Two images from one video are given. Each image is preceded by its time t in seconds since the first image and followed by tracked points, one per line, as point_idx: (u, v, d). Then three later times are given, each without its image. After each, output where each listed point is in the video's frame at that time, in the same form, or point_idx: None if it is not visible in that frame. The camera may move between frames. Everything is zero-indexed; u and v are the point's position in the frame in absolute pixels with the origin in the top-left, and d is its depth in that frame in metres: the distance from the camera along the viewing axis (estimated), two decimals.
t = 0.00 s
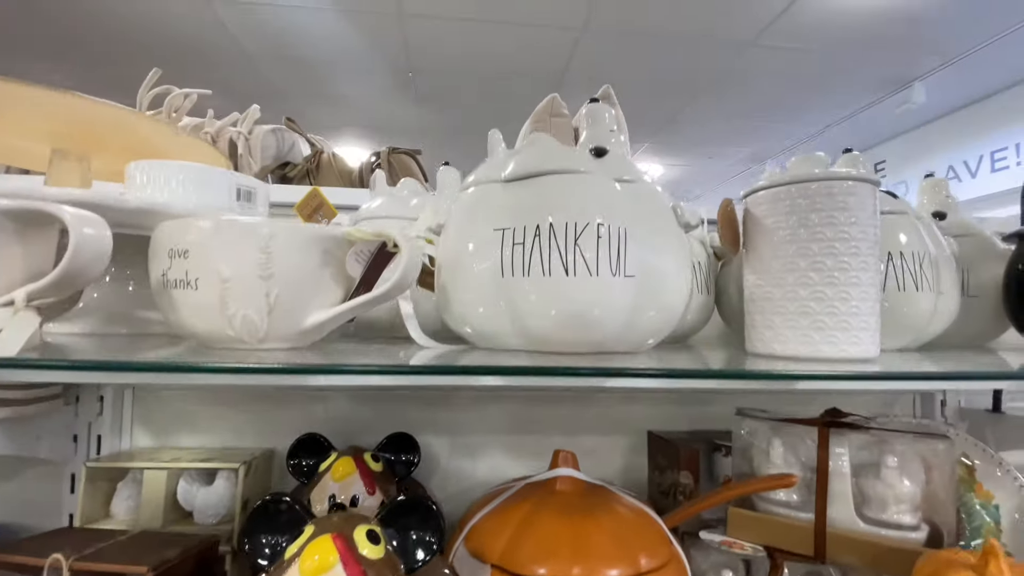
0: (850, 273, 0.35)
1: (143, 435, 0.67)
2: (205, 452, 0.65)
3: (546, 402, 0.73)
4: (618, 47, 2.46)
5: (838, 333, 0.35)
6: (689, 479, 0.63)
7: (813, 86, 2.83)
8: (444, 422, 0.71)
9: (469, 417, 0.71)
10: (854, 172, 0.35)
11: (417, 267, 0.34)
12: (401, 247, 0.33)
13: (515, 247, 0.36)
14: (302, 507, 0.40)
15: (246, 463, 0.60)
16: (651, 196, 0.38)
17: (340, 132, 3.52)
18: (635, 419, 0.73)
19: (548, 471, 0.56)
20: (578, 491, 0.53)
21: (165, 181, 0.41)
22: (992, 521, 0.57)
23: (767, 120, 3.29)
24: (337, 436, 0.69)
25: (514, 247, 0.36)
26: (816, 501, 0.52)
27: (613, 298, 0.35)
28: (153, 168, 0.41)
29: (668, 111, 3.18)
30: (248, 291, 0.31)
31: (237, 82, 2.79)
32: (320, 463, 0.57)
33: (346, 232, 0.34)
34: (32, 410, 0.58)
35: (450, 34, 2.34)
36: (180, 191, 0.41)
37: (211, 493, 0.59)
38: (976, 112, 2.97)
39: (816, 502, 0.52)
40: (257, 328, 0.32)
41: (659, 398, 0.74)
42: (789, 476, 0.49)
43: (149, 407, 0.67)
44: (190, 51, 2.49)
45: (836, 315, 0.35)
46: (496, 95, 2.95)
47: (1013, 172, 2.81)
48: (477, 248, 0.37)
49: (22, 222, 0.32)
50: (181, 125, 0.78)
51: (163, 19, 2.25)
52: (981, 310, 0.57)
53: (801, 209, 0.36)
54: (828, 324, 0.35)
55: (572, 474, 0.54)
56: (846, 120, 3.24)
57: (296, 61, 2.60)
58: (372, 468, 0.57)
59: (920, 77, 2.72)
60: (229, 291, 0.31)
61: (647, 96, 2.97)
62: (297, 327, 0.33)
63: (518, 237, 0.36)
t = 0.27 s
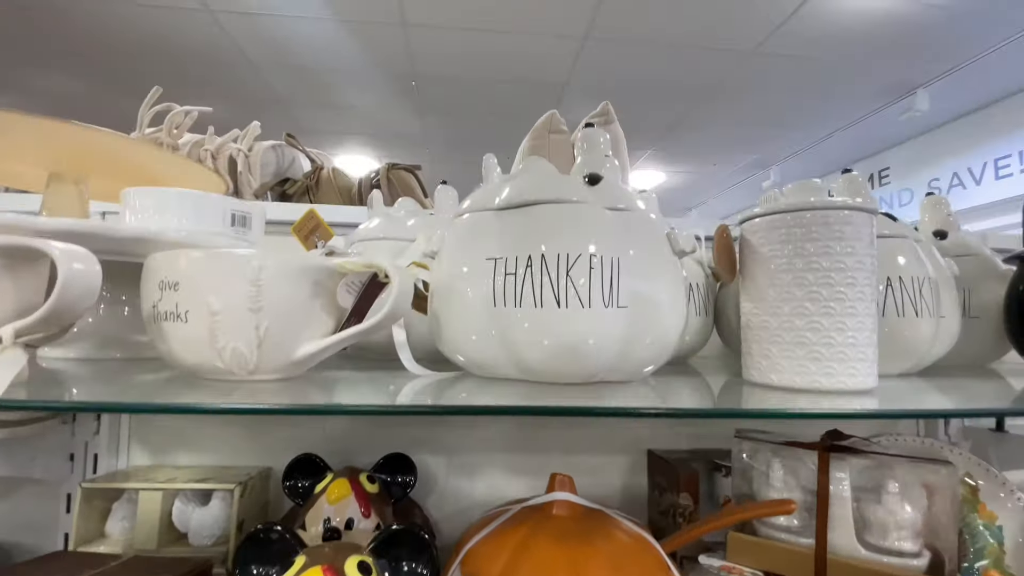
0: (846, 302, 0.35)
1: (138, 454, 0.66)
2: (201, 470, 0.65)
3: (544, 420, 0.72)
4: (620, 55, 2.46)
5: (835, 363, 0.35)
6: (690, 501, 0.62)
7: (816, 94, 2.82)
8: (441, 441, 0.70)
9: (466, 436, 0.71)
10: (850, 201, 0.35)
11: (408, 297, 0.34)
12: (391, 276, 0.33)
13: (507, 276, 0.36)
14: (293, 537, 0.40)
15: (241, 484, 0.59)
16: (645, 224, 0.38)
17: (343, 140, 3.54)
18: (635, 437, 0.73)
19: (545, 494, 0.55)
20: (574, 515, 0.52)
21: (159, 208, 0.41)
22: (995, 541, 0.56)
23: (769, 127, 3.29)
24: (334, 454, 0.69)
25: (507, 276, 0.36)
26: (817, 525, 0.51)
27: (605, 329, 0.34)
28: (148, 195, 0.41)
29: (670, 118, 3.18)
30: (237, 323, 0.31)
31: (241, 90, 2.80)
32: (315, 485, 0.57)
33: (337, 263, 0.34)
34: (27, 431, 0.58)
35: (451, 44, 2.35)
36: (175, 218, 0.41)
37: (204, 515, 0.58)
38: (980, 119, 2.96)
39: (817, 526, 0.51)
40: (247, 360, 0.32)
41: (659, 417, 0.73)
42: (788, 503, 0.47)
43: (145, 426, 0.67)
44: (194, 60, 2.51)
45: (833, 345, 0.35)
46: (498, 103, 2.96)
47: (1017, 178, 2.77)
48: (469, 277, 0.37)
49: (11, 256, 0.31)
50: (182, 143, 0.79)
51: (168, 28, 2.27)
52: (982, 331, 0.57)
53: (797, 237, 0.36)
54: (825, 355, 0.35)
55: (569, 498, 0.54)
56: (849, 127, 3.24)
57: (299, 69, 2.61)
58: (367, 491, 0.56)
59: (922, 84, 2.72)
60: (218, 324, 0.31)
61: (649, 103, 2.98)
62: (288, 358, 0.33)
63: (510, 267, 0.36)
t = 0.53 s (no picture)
0: (842, 324, 0.34)
1: (138, 466, 0.67)
2: (199, 483, 0.64)
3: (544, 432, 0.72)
4: (622, 59, 2.46)
5: (830, 386, 0.34)
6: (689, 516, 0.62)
7: (819, 97, 2.81)
8: (440, 453, 0.70)
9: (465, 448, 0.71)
10: (845, 222, 0.35)
11: (400, 319, 0.34)
12: (383, 298, 0.33)
13: (500, 298, 0.36)
14: (285, 557, 0.43)
15: (239, 498, 0.59)
16: (639, 244, 0.38)
17: (346, 144, 3.55)
18: (635, 450, 0.72)
19: (542, 511, 0.55)
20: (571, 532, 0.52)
21: (155, 227, 0.41)
22: (998, 555, 0.55)
23: (773, 130, 3.27)
24: (332, 467, 0.69)
25: (499, 298, 0.36)
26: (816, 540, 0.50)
27: (598, 351, 0.34)
28: (143, 214, 0.41)
29: (672, 122, 3.17)
30: (228, 348, 0.31)
31: (245, 95, 2.82)
32: (312, 499, 0.57)
33: (329, 286, 0.34)
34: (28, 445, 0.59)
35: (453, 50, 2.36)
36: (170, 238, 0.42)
37: (202, 529, 0.58)
38: (986, 121, 2.93)
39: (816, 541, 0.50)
40: (238, 384, 0.32)
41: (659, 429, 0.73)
42: (787, 523, 0.46)
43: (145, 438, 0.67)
44: (198, 65, 2.53)
45: (828, 368, 0.34)
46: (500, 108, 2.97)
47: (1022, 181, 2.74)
48: (462, 298, 0.37)
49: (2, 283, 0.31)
50: (184, 155, 0.79)
51: (172, 34, 2.29)
52: (984, 346, 0.56)
53: (792, 258, 0.35)
54: (819, 378, 0.34)
55: (566, 514, 0.53)
56: (854, 129, 3.22)
57: (303, 74, 2.62)
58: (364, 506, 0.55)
59: (926, 86, 2.70)
60: (209, 349, 0.31)
61: (651, 107, 2.97)
62: (280, 381, 0.33)
63: (502, 288, 0.36)
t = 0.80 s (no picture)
0: (842, 333, 0.34)
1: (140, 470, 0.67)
2: (201, 487, 0.65)
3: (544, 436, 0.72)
4: (623, 58, 2.46)
5: (830, 396, 0.34)
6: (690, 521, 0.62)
7: (822, 95, 2.80)
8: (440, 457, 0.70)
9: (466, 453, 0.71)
10: (845, 230, 0.34)
11: (399, 329, 0.34)
12: (382, 308, 0.33)
13: (499, 307, 0.36)
14: (285, 565, 0.43)
15: (240, 503, 0.59)
16: (637, 252, 0.38)
17: (347, 145, 3.55)
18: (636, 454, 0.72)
19: (543, 517, 0.55)
20: (572, 538, 0.51)
21: (155, 235, 0.41)
22: (1001, 559, 0.55)
23: (775, 129, 3.26)
24: (333, 471, 0.69)
25: (498, 308, 0.36)
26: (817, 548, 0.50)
27: (597, 361, 0.34)
28: (143, 223, 0.41)
29: (674, 121, 3.17)
30: (227, 359, 0.31)
31: (246, 95, 2.82)
32: (313, 504, 0.57)
33: (328, 295, 0.34)
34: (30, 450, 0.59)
35: (454, 49, 2.36)
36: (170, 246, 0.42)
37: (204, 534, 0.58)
38: (990, 120, 2.92)
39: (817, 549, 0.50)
40: (237, 395, 0.32)
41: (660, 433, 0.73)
42: (788, 529, 0.46)
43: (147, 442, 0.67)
44: (200, 66, 2.53)
45: (828, 377, 0.34)
46: (502, 108, 2.96)
47: None
48: (461, 307, 0.37)
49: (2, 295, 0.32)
50: (185, 160, 0.79)
51: (174, 35, 2.29)
52: (986, 351, 0.56)
53: (791, 267, 0.35)
54: (819, 387, 0.34)
55: (567, 520, 0.53)
56: (857, 128, 3.20)
57: (304, 74, 2.63)
58: (365, 512, 0.55)
59: (929, 85, 2.69)
60: (209, 360, 0.31)
61: (653, 106, 2.96)
62: (279, 391, 0.33)
63: (501, 297, 0.36)
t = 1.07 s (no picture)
0: (842, 339, 0.34)
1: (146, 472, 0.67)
2: (206, 489, 0.65)
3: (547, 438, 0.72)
4: (624, 55, 2.45)
5: (830, 402, 0.34)
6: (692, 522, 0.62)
7: (824, 92, 2.79)
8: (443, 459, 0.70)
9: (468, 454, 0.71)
10: (845, 236, 0.35)
11: (402, 336, 0.35)
12: (385, 316, 0.33)
13: (500, 315, 0.36)
14: (289, 568, 0.43)
15: (245, 505, 0.60)
16: (638, 258, 0.38)
17: (348, 143, 3.55)
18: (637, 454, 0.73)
19: (545, 518, 0.55)
20: (574, 540, 0.52)
21: (159, 243, 0.42)
22: (1000, 558, 0.55)
23: (777, 125, 3.25)
24: (336, 472, 0.69)
25: (500, 315, 0.36)
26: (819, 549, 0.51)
27: (599, 367, 0.34)
28: (149, 230, 0.42)
29: (675, 118, 3.16)
30: (233, 367, 0.32)
31: (247, 94, 2.82)
32: (318, 506, 0.57)
33: (332, 303, 0.34)
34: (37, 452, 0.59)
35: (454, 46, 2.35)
36: (176, 253, 0.42)
37: (209, 536, 0.58)
38: (993, 115, 2.90)
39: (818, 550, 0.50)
40: (243, 402, 0.33)
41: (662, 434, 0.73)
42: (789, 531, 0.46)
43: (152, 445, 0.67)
44: (201, 65, 2.53)
45: (828, 382, 0.35)
46: (503, 106, 2.96)
47: None
48: (464, 314, 0.38)
49: (8, 304, 0.32)
50: (187, 162, 0.80)
51: (175, 34, 2.29)
52: (987, 352, 0.56)
53: (792, 273, 0.35)
54: (820, 393, 0.35)
55: (568, 522, 0.53)
56: (859, 124, 3.19)
57: (305, 73, 2.63)
58: (368, 513, 0.56)
59: (932, 80, 2.68)
60: (215, 369, 0.32)
61: (654, 103, 2.96)
62: (284, 398, 0.34)
63: (503, 305, 0.36)
